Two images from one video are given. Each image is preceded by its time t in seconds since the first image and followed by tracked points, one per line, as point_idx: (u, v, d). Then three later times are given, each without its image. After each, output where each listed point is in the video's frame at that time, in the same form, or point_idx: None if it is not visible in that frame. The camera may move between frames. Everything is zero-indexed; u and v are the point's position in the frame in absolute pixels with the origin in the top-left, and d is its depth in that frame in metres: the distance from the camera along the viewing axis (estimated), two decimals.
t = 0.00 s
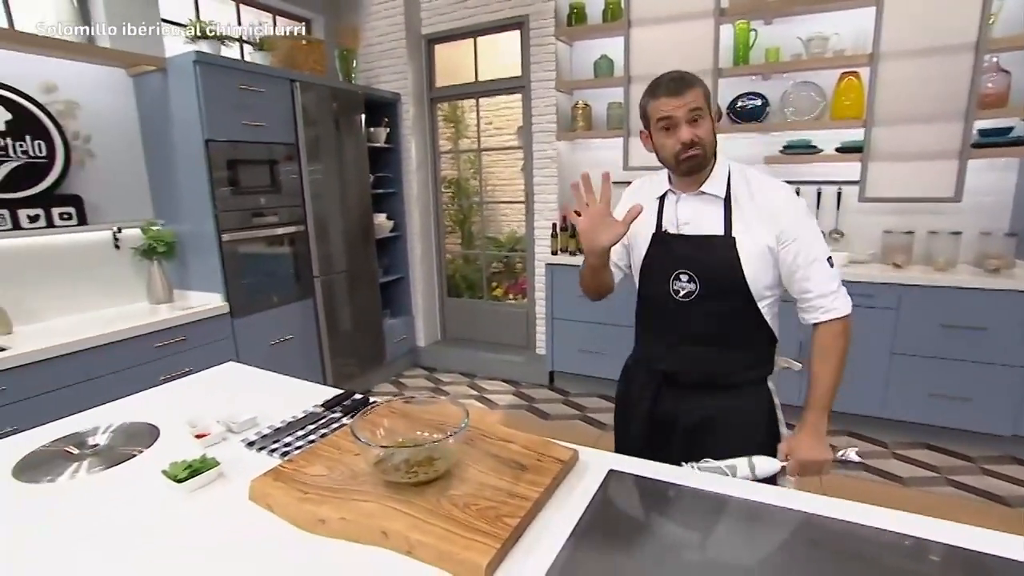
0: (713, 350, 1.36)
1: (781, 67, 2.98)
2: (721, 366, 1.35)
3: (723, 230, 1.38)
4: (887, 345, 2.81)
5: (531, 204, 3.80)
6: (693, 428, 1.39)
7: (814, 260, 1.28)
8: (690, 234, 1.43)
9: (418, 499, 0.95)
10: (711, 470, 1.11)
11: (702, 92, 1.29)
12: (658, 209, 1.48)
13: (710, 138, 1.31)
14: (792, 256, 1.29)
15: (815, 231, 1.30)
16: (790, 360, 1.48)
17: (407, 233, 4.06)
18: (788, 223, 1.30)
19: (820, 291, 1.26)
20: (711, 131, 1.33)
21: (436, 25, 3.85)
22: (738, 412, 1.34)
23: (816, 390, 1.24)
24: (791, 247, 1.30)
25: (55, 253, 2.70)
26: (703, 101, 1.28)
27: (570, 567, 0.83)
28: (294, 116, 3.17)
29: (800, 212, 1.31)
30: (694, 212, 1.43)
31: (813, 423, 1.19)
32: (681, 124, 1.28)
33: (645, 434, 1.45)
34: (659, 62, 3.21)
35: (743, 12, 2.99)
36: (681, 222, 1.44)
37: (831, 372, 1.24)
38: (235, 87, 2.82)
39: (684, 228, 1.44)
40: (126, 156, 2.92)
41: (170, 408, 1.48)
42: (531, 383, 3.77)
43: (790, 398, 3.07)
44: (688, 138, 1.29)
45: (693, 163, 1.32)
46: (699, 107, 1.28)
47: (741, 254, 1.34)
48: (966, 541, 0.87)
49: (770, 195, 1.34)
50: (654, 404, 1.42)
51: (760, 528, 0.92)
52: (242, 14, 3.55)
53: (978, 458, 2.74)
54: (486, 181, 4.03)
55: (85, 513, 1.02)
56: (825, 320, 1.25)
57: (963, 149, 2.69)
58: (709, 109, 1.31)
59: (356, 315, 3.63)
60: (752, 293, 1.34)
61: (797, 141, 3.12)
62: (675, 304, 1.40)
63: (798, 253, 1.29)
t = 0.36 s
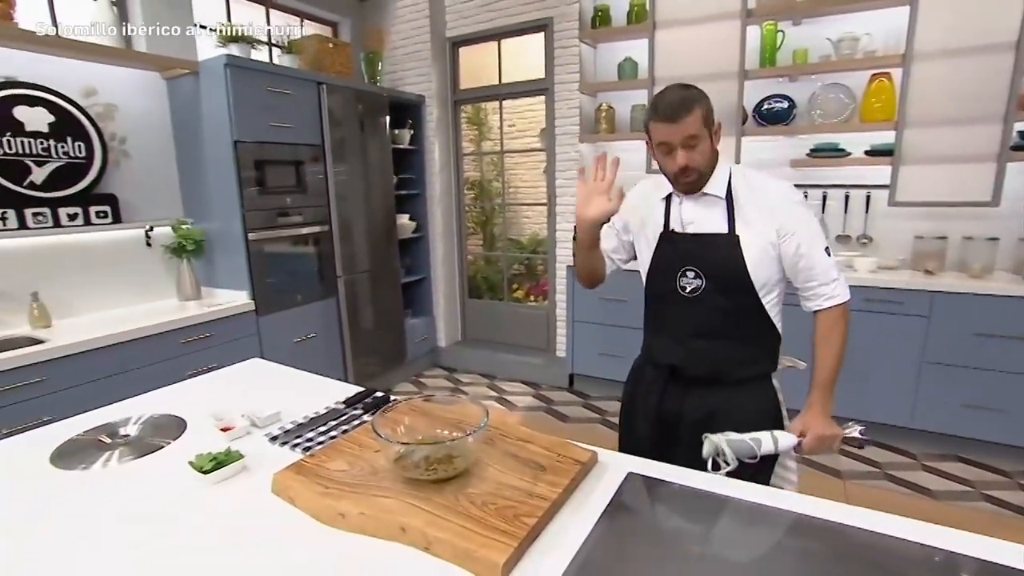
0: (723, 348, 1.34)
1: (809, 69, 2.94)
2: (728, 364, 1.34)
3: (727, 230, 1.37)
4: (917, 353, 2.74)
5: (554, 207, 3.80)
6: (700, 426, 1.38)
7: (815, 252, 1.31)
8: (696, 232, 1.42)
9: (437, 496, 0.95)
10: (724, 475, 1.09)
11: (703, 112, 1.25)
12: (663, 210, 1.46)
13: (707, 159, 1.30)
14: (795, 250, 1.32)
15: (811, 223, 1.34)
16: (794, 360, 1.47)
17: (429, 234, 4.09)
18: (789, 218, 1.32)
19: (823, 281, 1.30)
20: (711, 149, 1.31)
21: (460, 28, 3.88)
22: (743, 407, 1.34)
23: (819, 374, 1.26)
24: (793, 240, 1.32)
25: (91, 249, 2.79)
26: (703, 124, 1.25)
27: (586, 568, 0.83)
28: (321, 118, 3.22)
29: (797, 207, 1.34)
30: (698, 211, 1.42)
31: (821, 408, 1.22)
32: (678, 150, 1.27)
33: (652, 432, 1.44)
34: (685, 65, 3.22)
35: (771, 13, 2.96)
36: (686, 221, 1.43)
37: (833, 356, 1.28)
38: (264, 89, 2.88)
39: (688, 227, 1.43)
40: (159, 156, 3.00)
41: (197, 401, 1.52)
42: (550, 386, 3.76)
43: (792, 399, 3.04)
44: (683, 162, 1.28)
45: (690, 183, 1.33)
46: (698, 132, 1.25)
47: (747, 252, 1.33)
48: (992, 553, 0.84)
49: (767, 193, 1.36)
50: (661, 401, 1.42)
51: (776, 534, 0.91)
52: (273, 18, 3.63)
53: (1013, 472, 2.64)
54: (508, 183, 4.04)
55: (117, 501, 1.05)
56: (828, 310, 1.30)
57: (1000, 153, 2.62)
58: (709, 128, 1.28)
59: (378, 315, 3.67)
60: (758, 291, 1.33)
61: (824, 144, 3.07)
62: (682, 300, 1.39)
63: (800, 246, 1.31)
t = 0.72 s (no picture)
0: (731, 351, 1.34)
1: (831, 70, 2.90)
2: (733, 365, 1.33)
3: (735, 234, 1.35)
4: (943, 359, 2.68)
5: (571, 209, 3.79)
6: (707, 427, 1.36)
7: (829, 252, 1.29)
8: (704, 237, 1.41)
9: (451, 496, 0.96)
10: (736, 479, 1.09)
11: (706, 124, 1.25)
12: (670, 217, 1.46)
13: (713, 168, 1.31)
14: (808, 250, 1.30)
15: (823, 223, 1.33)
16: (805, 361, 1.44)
17: (447, 236, 4.11)
18: (801, 218, 1.31)
19: (839, 279, 1.28)
20: (717, 157, 1.31)
21: (479, 31, 3.90)
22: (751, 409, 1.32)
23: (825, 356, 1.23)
24: (806, 240, 1.30)
25: (117, 250, 2.85)
26: (706, 135, 1.25)
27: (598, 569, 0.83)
28: (341, 121, 3.26)
29: (810, 207, 1.32)
30: (704, 215, 1.41)
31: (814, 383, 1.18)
32: (681, 162, 1.28)
33: (662, 433, 1.44)
34: (705, 67, 3.21)
35: (792, 13, 2.93)
36: (693, 226, 1.42)
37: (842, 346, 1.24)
38: (285, 93, 2.92)
39: (696, 231, 1.42)
40: (184, 158, 3.06)
41: (218, 399, 1.55)
42: (567, 389, 3.75)
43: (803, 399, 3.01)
44: (689, 173, 1.30)
45: (697, 191, 1.35)
46: (700, 144, 1.26)
47: (756, 254, 1.32)
48: (1017, 565, 0.82)
49: (778, 194, 1.34)
50: (669, 402, 1.42)
51: (791, 537, 0.90)
52: (294, 23, 3.69)
53: None
54: (526, 185, 4.04)
55: (142, 495, 1.08)
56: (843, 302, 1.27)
57: None
58: (714, 137, 1.28)
59: (395, 316, 3.70)
60: (769, 294, 1.32)
61: (847, 146, 3.03)
62: (689, 305, 1.38)
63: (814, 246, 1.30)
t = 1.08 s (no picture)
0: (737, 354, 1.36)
1: (843, 71, 2.87)
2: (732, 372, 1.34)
3: (737, 240, 1.36)
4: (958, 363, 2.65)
5: (581, 211, 3.78)
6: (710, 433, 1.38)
7: (815, 267, 1.26)
8: (705, 243, 1.42)
9: (459, 497, 0.96)
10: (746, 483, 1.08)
11: (700, 115, 1.24)
12: (673, 221, 1.47)
13: (705, 162, 1.29)
14: (797, 262, 1.29)
15: (824, 232, 1.28)
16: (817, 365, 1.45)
17: (456, 238, 4.13)
18: (795, 228, 1.29)
19: (812, 298, 1.25)
20: (711, 152, 1.29)
21: (488, 34, 3.91)
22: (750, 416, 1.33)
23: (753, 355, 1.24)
24: (796, 251, 1.29)
25: (132, 251, 2.89)
26: (698, 126, 1.24)
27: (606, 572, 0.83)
28: (352, 124, 3.28)
29: (810, 214, 1.29)
30: (706, 221, 1.42)
31: (719, 367, 1.20)
32: (670, 150, 1.28)
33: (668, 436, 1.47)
34: (716, 68, 3.19)
35: (804, 14, 2.91)
36: (695, 231, 1.44)
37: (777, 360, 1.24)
38: (297, 96, 2.95)
39: (698, 237, 1.43)
40: (198, 161, 3.09)
41: (230, 399, 1.56)
42: (576, 391, 3.74)
43: (814, 402, 3.03)
44: (677, 163, 1.29)
45: (687, 184, 1.33)
46: (690, 134, 1.25)
47: (755, 263, 1.32)
48: None
49: (780, 198, 1.33)
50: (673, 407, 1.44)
51: (802, 542, 0.89)
52: (306, 26, 3.72)
53: None
54: (536, 187, 4.04)
55: (155, 492, 1.09)
56: (803, 323, 1.25)
57: None
58: (710, 130, 1.26)
59: (405, 317, 3.71)
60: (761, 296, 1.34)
61: (860, 148, 3.00)
62: (693, 311, 1.41)
63: (800, 259, 1.28)
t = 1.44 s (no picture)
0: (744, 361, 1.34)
1: (858, 71, 2.85)
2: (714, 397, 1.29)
3: (721, 252, 1.31)
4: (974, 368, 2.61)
5: (591, 212, 3.77)
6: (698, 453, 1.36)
7: (779, 275, 1.13)
8: (693, 249, 1.40)
9: (470, 501, 0.95)
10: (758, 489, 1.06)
11: (694, 106, 1.19)
12: (675, 219, 1.49)
13: (698, 155, 1.23)
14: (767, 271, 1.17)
15: (808, 243, 1.13)
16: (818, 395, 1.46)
17: (465, 238, 4.12)
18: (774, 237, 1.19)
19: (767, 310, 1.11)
20: (706, 147, 1.23)
21: (499, 34, 3.91)
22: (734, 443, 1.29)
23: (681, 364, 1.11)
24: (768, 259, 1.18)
25: (144, 250, 2.90)
26: (689, 117, 1.19)
27: None
28: (362, 124, 3.28)
29: (793, 221, 1.17)
30: (698, 226, 1.38)
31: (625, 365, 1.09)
32: (660, 142, 1.24)
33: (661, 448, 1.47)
34: (729, 68, 3.17)
35: (818, 14, 2.89)
36: (686, 235, 1.42)
37: (703, 377, 1.08)
38: (309, 96, 2.96)
39: (687, 242, 1.42)
40: (210, 162, 3.11)
41: (241, 399, 1.57)
42: (585, 393, 3.73)
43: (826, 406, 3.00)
44: (668, 156, 1.24)
45: (678, 181, 1.28)
46: (680, 125, 1.20)
47: (731, 275, 1.28)
48: None
49: (770, 203, 1.23)
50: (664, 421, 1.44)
51: (815, 549, 0.87)
52: (318, 27, 3.74)
53: None
54: (545, 188, 4.03)
55: (167, 491, 1.09)
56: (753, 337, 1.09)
57: None
58: (704, 120, 1.21)
59: (414, 318, 3.72)
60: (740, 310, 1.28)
61: (874, 150, 2.97)
62: (676, 321, 1.43)
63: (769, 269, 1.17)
